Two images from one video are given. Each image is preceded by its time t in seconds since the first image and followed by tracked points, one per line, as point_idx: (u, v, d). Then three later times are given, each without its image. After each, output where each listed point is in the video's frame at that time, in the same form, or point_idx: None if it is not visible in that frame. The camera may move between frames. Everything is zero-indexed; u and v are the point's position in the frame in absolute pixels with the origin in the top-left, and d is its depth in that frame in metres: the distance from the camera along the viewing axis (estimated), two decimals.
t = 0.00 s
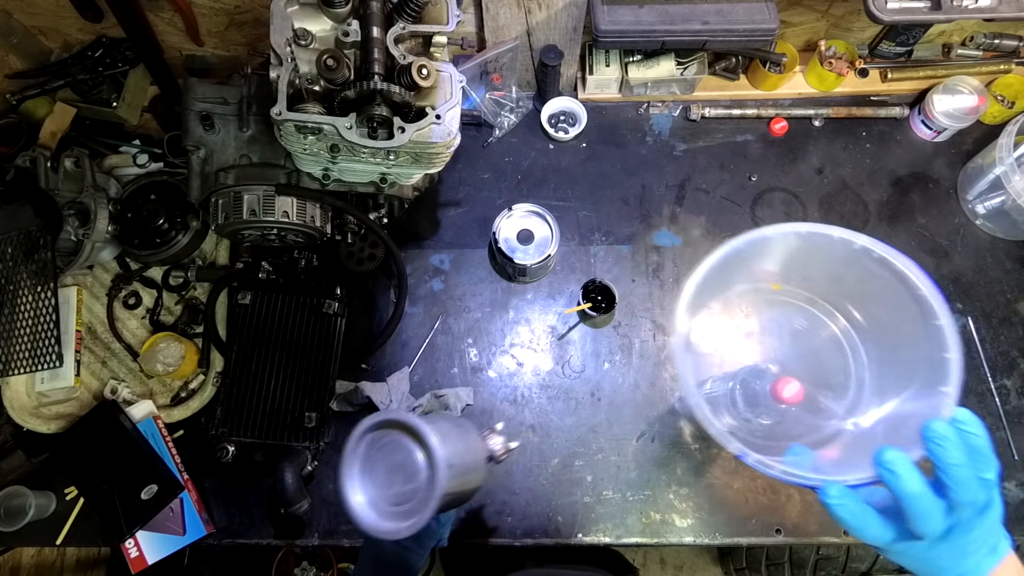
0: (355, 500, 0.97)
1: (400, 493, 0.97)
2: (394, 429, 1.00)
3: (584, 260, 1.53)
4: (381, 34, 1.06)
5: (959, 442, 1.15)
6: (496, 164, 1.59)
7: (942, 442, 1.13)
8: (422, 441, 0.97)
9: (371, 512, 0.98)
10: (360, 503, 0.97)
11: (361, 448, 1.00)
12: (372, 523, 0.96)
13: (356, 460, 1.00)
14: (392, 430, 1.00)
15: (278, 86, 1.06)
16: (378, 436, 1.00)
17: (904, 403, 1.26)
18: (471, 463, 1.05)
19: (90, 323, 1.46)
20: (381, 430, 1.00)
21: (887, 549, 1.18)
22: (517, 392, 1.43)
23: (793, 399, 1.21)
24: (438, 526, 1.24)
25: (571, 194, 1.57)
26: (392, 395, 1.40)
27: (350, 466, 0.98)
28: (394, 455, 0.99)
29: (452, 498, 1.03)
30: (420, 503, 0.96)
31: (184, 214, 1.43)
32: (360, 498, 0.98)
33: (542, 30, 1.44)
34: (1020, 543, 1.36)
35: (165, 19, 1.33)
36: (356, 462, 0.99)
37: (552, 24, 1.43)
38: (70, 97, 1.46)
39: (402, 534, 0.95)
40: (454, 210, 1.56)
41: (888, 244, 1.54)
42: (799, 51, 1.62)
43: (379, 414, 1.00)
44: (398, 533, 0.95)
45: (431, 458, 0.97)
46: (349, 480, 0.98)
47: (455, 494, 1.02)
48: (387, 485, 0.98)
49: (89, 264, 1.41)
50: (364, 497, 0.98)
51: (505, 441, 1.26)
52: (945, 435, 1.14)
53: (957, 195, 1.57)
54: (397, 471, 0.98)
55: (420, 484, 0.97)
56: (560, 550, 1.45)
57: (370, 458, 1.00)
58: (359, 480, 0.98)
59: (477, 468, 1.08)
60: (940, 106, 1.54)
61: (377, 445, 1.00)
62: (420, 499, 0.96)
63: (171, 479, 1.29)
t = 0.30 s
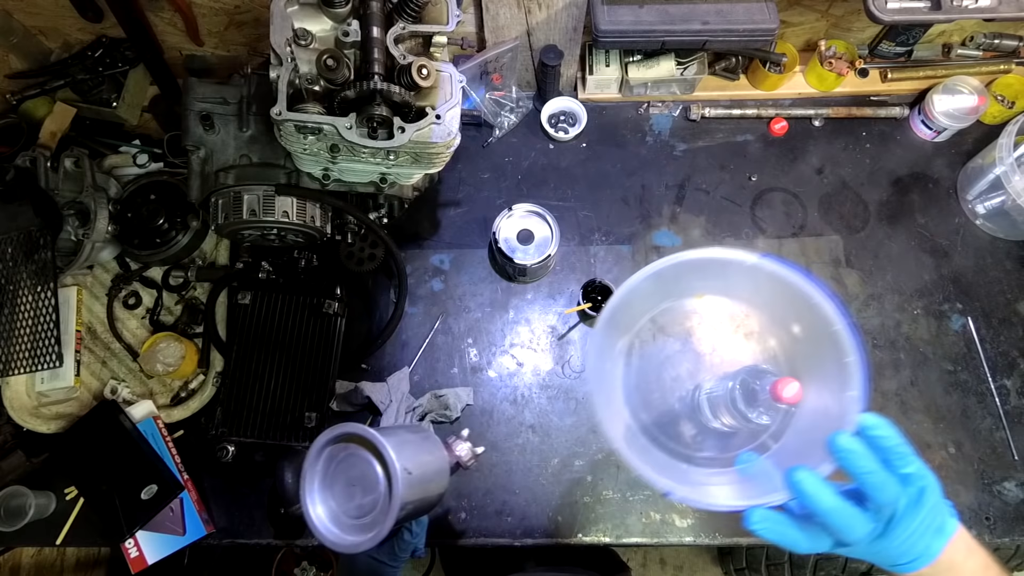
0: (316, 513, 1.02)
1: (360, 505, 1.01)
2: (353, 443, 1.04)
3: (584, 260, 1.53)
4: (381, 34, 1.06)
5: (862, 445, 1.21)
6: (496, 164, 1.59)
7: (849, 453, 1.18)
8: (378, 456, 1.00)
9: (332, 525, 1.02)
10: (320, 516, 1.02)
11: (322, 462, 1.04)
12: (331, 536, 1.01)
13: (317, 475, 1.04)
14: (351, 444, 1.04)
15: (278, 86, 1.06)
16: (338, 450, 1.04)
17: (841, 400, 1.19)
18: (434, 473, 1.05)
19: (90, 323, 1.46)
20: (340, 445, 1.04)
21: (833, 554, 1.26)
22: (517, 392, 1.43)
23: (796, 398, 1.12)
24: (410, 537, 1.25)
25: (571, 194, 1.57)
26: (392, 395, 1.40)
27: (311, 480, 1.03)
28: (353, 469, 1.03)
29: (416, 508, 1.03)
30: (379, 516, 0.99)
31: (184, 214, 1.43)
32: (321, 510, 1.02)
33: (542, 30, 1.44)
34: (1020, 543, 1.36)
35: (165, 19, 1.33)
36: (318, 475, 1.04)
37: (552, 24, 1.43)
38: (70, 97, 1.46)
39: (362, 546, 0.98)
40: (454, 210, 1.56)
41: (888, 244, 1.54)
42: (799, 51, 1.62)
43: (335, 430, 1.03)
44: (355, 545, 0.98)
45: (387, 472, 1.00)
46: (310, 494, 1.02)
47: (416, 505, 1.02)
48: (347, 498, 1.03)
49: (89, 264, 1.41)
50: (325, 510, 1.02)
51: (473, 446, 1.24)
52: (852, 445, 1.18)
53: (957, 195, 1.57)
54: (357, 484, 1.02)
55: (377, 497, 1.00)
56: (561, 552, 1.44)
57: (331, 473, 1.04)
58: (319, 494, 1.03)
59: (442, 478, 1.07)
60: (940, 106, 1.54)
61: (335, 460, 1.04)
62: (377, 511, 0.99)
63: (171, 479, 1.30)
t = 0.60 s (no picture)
0: (311, 511, 1.02)
1: (355, 503, 1.01)
2: (348, 440, 1.03)
3: (584, 260, 1.53)
4: (381, 34, 1.06)
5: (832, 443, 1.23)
6: (496, 164, 1.59)
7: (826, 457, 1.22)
8: (374, 453, 1.00)
9: (327, 522, 1.02)
10: (314, 513, 1.02)
11: (316, 459, 1.04)
12: (326, 533, 1.01)
13: (313, 472, 1.04)
14: (346, 441, 1.03)
15: (278, 86, 1.06)
16: (333, 447, 1.04)
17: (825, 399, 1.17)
18: (427, 470, 1.06)
19: (90, 323, 1.46)
20: (335, 443, 1.04)
21: (815, 560, 1.26)
22: (517, 392, 1.43)
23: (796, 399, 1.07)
24: (402, 535, 1.26)
25: (571, 194, 1.57)
26: (392, 395, 1.40)
27: (305, 477, 1.03)
28: (348, 466, 1.02)
29: (413, 505, 1.04)
30: (374, 513, 0.99)
31: (184, 214, 1.43)
32: (315, 508, 1.03)
33: (542, 30, 1.44)
34: (1019, 543, 1.36)
35: (165, 19, 1.33)
36: (313, 472, 1.04)
37: (552, 24, 1.43)
38: (70, 97, 1.46)
39: (358, 543, 0.98)
40: (454, 210, 1.56)
41: (888, 244, 1.54)
42: (799, 51, 1.62)
43: (330, 427, 1.03)
44: (350, 542, 0.99)
45: (382, 469, 0.99)
46: (304, 491, 1.02)
47: (412, 502, 1.03)
48: (342, 495, 1.03)
49: (89, 264, 1.41)
50: (319, 507, 1.03)
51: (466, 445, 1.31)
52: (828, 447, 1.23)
53: (957, 195, 1.57)
54: (351, 481, 1.02)
55: (372, 494, 1.00)
56: (560, 552, 1.44)
57: (325, 470, 1.04)
58: (314, 491, 1.03)
59: (433, 475, 1.08)
60: (940, 106, 1.54)
61: (330, 458, 1.04)
62: (372, 508, 0.99)
63: (171, 479, 1.29)
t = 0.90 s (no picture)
0: (305, 508, 1.02)
1: (349, 500, 1.01)
2: (341, 438, 1.03)
3: (584, 260, 1.53)
4: (381, 34, 1.06)
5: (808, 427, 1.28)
6: (496, 164, 1.59)
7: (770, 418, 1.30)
8: (367, 452, 0.99)
9: (321, 519, 1.02)
10: (308, 510, 1.02)
11: (310, 457, 1.04)
12: (320, 530, 1.01)
13: (307, 470, 1.04)
14: (339, 439, 1.03)
15: (278, 85, 1.06)
16: (326, 445, 1.04)
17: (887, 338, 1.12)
18: (420, 466, 1.06)
19: (90, 323, 1.46)
20: (328, 441, 1.04)
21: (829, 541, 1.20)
22: (517, 392, 1.43)
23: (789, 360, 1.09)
24: (396, 533, 1.26)
25: (571, 194, 1.57)
26: (392, 395, 1.40)
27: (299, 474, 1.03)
28: (341, 464, 1.02)
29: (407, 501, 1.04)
30: (368, 510, 0.99)
31: (184, 214, 1.43)
32: (309, 505, 1.03)
33: (542, 30, 1.44)
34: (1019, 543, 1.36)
35: (165, 19, 1.33)
36: (306, 470, 1.04)
37: (552, 24, 1.43)
38: (70, 97, 1.46)
39: (352, 540, 0.98)
40: (454, 210, 1.56)
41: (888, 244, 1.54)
42: (799, 51, 1.62)
43: (322, 425, 1.03)
44: (344, 540, 0.99)
45: (375, 467, 0.99)
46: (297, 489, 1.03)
47: (405, 500, 1.03)
48: (336, 493, 1.03)
49: (89, 264, 1.41)
50: (313, 504, 1.03)
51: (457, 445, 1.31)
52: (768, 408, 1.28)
53: (957, 195, 1.57)
54: (345, 479, 1.02)
55: (365, 492, 1.00)
56: (560, 552, 1.44)
57: (319, 468, 1.04)
58: (308, 488, 1.03)
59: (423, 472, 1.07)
60: (940, 106, 1.54)
61: (324, 456, 1.04)
62: (366, 506, 0.99)
63: (171, 478, 1.29)
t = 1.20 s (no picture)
0: (307, 509, 1.02)
1: (351, 501, 1.01)
2: (344, 441, 1.04)
3: (584, 260, 1.53)
4: (381, 34, 1.06)
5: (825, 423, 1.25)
6: (496, 164, 1.59)
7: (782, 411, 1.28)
8: (369, 453, 1.00)
9: (324, 520, 1.02)
10: (311, 512, 1.02)
11: (313, 459, 1.05)
12: (322, 532, 1.01)
13: (310, 472, 1.05)
14: (341, 442, 1.04)
15: (278, 85, 1.06)
16: (329, 447, 1.04)
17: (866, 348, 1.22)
18: (420, 468, 1.06)
19: (90, 323, 1.46)
20: (331, 443, 1.04)
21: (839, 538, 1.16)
22: (517, 392, 1.43)
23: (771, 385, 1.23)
24: (396, 537, 1.26)
25: (571, 194, 1.57)
26: (392, 395, 1.39)
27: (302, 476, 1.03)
28: (344, 466, 1.03)
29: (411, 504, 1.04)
30: (370, 512, 0.98)
31: (184, 214, 1.43)
32: (312, 506, 1.03)
33: (542, 30, 1.44)
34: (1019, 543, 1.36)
35: (165, 19, 1.33)
36: (310, 472, 1.05)
37: (552, 24, 1.43)
38: (70, 97, 1.46)
39: (354, 541, 0.98)
40: (454, 210, 1.56)
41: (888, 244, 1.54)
42: (798, 51, 1.62)
43: (325, 428, 1.03)
44: (346, 541, 0.99)
45: (378, 468, 0.99)
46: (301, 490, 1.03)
47: (405, 501, 1.03)
48: (339, 495, 1.03)
49: (89, 264, 1.42)
50: (316, 505, 1.03)
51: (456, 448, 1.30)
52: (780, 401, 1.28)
53: (956, 195, 1.57)
54: (347, 481, 1.02)
55: (367, 494, 1.00)
56: (560, 551, 1.44)
57: (323, 470, 1.05)
58: (312, 489, 1.04)
59: (425, 475, 1.07)
60: (940, 106, 1.54)
61: (327, 458, 1.04)
62: (368, 508, 0.99)
63: (171, 479, 1.29)
